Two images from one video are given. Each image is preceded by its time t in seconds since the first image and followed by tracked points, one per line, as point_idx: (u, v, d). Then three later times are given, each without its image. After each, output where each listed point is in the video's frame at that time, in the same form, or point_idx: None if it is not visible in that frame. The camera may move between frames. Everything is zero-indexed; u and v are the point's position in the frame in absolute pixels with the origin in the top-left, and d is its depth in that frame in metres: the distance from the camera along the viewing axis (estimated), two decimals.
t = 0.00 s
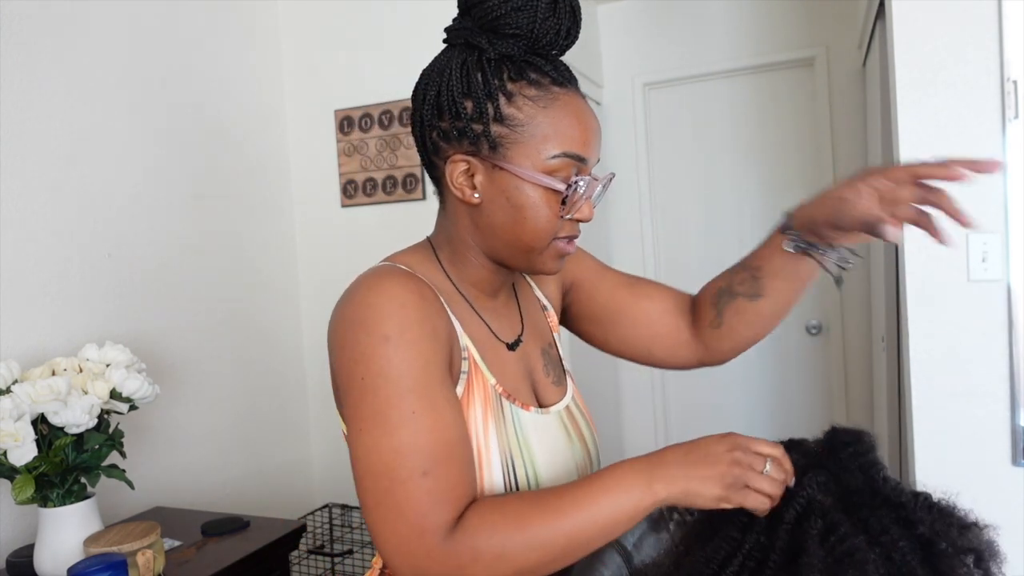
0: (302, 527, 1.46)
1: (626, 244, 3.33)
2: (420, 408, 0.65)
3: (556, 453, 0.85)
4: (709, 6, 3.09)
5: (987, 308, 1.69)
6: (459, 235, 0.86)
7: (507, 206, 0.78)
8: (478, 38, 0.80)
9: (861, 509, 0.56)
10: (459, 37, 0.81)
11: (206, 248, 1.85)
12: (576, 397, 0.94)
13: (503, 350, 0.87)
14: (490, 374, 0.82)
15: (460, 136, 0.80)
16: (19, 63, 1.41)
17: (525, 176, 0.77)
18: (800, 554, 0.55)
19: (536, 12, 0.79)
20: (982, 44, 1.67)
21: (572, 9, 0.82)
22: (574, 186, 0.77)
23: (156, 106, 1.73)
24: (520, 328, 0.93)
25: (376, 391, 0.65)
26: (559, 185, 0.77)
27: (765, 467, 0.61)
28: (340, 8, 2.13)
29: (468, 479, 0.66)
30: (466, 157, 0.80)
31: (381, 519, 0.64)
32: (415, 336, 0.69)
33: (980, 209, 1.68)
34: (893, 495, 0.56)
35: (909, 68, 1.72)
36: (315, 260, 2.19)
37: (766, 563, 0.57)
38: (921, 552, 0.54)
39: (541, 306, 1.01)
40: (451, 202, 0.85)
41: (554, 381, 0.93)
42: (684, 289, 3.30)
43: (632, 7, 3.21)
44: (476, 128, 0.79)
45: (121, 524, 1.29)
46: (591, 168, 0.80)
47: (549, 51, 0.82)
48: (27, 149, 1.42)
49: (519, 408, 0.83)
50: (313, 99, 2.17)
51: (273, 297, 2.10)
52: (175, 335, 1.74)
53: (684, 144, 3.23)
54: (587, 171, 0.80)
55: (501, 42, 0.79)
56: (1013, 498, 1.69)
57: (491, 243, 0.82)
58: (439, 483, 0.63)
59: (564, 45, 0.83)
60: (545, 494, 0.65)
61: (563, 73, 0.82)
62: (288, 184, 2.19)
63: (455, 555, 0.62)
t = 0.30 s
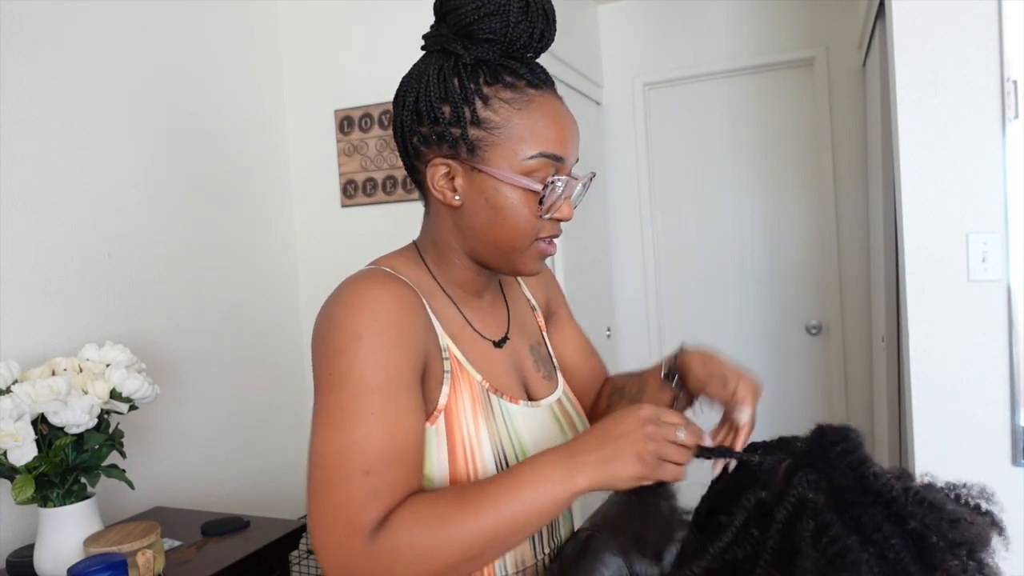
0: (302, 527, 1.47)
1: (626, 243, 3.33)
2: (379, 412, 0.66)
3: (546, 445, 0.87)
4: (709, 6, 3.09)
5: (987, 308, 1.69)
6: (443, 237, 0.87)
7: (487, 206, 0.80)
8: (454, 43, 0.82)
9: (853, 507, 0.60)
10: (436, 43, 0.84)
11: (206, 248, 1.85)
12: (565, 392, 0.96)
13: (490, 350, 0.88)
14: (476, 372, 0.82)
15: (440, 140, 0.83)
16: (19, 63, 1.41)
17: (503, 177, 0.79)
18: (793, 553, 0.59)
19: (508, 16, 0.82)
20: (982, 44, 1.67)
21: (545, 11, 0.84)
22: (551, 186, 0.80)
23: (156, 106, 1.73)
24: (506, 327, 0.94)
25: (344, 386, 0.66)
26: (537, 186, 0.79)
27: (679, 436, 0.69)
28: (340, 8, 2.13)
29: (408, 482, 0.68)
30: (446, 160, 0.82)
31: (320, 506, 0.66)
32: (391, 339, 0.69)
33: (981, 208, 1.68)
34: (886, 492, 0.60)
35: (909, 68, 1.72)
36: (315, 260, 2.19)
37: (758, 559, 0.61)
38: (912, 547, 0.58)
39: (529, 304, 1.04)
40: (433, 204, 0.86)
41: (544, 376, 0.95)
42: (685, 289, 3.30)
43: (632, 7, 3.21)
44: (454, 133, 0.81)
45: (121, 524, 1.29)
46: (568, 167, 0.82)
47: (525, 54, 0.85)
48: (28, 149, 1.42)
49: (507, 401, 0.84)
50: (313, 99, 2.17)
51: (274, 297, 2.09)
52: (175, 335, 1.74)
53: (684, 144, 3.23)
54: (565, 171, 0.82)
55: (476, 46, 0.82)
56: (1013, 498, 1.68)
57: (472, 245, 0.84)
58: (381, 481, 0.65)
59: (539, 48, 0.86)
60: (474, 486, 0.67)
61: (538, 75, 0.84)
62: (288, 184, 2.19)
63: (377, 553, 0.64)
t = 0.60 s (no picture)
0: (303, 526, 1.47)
1: (626, 244, 3.33)
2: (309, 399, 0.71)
3: (529, 447, 0.86)
4: (709, 7, 3.09)
5: (986, 308, 1.69)
6: (438, 238, 0.88)
7: (481, 210, 0.80)
8: (469, 48, 0.82)
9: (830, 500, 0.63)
10: (451, 46, 0.84)
11: (206, 248, 1.85)
12: (555, 393, 0.94)
13: (471, 349, 0.88)
14: (454, 369, 0.84)
15: (444, 140, 0.83)
16: (19, 63, 1.41)
17: (500, 183, 0.79)
18: (769, 540, 0.62)
19: (525, 28, 0.82)
20: (982, 44, 1.67)
21: (562, 28, 0.84)
22: (547, 196, 0.80)
23: (156, 106, 1.73)
24: (495, 328, 0.94)
25: (301, 374, 0.71)
26: (533, 196, 0.80)
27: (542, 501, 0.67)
28: (339, 8, 2.13)
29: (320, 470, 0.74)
30: (448, 161, 0.82)
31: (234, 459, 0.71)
32: (355, 343, 0.74)
33: (980, 209, 1.68)
34: (857, 484, 0.63)
35: (910, 68, 1.72)
36: (315, 260, 2.19)
37: (736, 549, 0.64)
38: (885, 535, 0.60)
39: (529, 306, 1.04)
40: (431, 203, 0.87)
41: (533, 377, 0.94)
42: (684, 290, 3.30)
43: (632, 7, 3.21)
44: (459, 134, 0.82)
45: (121, 524, 1.29)
46: (566, 181, 0.82)
47: (537, 67, 0.85)
48: (27, 148, 1.42)
49: (485, 399, 0.84)
50: (313, 99, 2.17)
51: (274, 297, 2.10)
52: (175, 335, 1.74)
53: (684, 144, 3.23)
54: (563, 184, 0.83)
55: (490, 54, 0.82)
56: (1014, 498, 1.68)
57: (464, 246, 0.84)
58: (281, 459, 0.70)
59: (552, 62, 0.86)
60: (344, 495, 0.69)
61: (548, 88, 0.85)
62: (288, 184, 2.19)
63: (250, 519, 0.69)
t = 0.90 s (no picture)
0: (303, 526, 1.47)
1: (626, 244, 3.33)
2: (318, 389, 0.75)
3: (505, 450, 0.87)
4: (709, 7, 3.09)
5: (986, 308, 1.69)
6: (433, 240, 0.88)
7: (480, 216, 0.80)
8: (470, 54, 0.82)
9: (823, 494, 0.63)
10: (453, 51, 0.84)
11: (206, 248, 1.85)
12: (541, 400, 0.95)
13: (456, 348, 0.89)
14: (436, 368, 0.86)
15: (444, 145, 0.83)
16: (19, 63, 1.41)
17: (498, 189, 0.79)
18: (763, 537, 0.63)
19: (526, 35, 0.81)
20: (982, 44, 1.67)
21: (562, 36, 0.84)
22: (544, 202, 0.80)
23: (155, 106, 1.73)
24: (484, 330, 0.95)
25: (297, 366, 0.74)
26: (530, 202, 0.80)
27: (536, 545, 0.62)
28: (339, 8, 2.13)
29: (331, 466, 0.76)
30: (447, 166, 0.82)
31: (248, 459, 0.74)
32: (347, 334, 0.78)
33: (981, 209, 1.68)
34: (847, 477, 0.63)
35: (910, 68, 1.72)
36: (315, 260, 2.20)
37: (736, 548, 0.64)
38: (878, 528, 0.61)
39: (528, 313, 1.04)
40: (429, 206, 0.87)
41: (520, 382, 0.95)
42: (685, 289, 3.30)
43: (632, 7, 3.21)
44: (458, 140, 0.82)
45: (121, 524, 1.29)
46: (564, 187, 0.82)
47: (536, 74, 0.84)
48: (27, 148, 1.42)
49: (467, 400, 0.86)
50: (313, 99, 2.17)
51: (274, 297, 2.10)
52: (175, 335, 1.74)
53: (684, 144, 3.23)
54: (561, 190, 0.83)
55: (491, 60, 0.82)
56: (1014, 498, 1.68)
57: (460, 249, 0.85)
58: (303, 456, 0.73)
59: (552, 69, 0.86)
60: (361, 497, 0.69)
61: (548, 96, 0.85)
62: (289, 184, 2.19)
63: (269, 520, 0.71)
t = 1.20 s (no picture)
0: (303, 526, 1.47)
1: (626, 243, 3.32)
2: (387, 389, 0.69)
3: (532, 436, 0.88)
4: (709, 7, 3.09)
5: (987, 308, 1.69)
6: (437, 238, 0.88)
7: (480, 214, 0.80)
8: (464, 56, 0.83)
9: (827, 491, 0.63)
10: (446, 54, 0.85)
11: (207, 248, 1.85)
12: (550, 390, 0.96)
13: (479, 339, 0.89)
14: (467, 359, 0.83)
15: (441, 146, 0.83)
16: (20, 63, 1.41)
17: (497, 187, 0.79)
18: (768, 536, 0.63)
19: (517, 35, 0.83)
20: (981, 44, 1.67)
21: (553, 34, 0.85)
22: (541, 198, 0.80)
23: (155, 106, 1.73)
24: (495, 321, 0.95)
25: (343, 371, 0.69)
26: (528, 197, 0.79)
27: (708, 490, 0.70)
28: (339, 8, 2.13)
29: (425, 462, 0.71)
30: (445, 166, 0.82)
31: (342, 499, 0.68)
32: (387, 321, 0.72)
33: (981, 209, 1.68)
34: (851, 475, 0.64)
35: (909, 68, 1.72)
36: (315, 260, 2.20)
37: (739, 547, 0.65)
38: (882, 525, 0.61)
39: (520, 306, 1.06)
40: (430, 206, 0.87)
41: (530, 372, 0.96)
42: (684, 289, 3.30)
43: (632, 7, 3.21)
44: (455, 140, 0.82)
45: (121, 524, 1.29)
46: (561, 182, 0.82)
47: (529, 72, 0.85)
48: (27, 147, 1.42)
49: (496, 391, 0.85)
50: (313, 99, 2.17)
51: (274, 297, 2.10)
52: (175, 335, 1.74)
53: (683, 144, 3.24)
54: (558, 186, 0.83)
55: (484, 60, 0.82)
56: (1014, 497, 1.68)
57: (462, 246, 0.84)
58: (402, 462, 0.68)
59: (544, 67, 0.86)
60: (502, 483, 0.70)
61: (541, 93, 0.85)
62: (289, 184, 2.19)
63: (414, 536, 0.67)
